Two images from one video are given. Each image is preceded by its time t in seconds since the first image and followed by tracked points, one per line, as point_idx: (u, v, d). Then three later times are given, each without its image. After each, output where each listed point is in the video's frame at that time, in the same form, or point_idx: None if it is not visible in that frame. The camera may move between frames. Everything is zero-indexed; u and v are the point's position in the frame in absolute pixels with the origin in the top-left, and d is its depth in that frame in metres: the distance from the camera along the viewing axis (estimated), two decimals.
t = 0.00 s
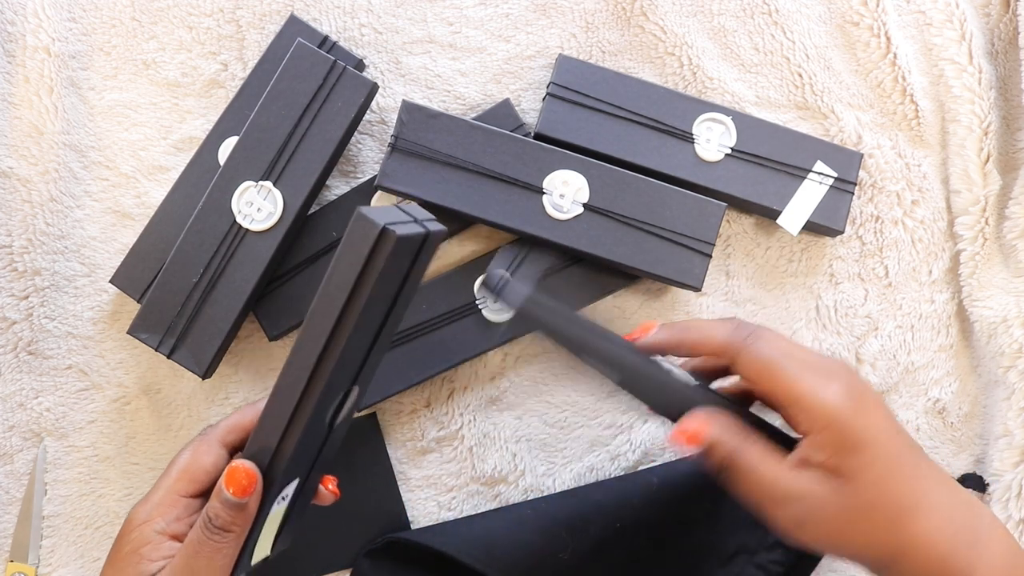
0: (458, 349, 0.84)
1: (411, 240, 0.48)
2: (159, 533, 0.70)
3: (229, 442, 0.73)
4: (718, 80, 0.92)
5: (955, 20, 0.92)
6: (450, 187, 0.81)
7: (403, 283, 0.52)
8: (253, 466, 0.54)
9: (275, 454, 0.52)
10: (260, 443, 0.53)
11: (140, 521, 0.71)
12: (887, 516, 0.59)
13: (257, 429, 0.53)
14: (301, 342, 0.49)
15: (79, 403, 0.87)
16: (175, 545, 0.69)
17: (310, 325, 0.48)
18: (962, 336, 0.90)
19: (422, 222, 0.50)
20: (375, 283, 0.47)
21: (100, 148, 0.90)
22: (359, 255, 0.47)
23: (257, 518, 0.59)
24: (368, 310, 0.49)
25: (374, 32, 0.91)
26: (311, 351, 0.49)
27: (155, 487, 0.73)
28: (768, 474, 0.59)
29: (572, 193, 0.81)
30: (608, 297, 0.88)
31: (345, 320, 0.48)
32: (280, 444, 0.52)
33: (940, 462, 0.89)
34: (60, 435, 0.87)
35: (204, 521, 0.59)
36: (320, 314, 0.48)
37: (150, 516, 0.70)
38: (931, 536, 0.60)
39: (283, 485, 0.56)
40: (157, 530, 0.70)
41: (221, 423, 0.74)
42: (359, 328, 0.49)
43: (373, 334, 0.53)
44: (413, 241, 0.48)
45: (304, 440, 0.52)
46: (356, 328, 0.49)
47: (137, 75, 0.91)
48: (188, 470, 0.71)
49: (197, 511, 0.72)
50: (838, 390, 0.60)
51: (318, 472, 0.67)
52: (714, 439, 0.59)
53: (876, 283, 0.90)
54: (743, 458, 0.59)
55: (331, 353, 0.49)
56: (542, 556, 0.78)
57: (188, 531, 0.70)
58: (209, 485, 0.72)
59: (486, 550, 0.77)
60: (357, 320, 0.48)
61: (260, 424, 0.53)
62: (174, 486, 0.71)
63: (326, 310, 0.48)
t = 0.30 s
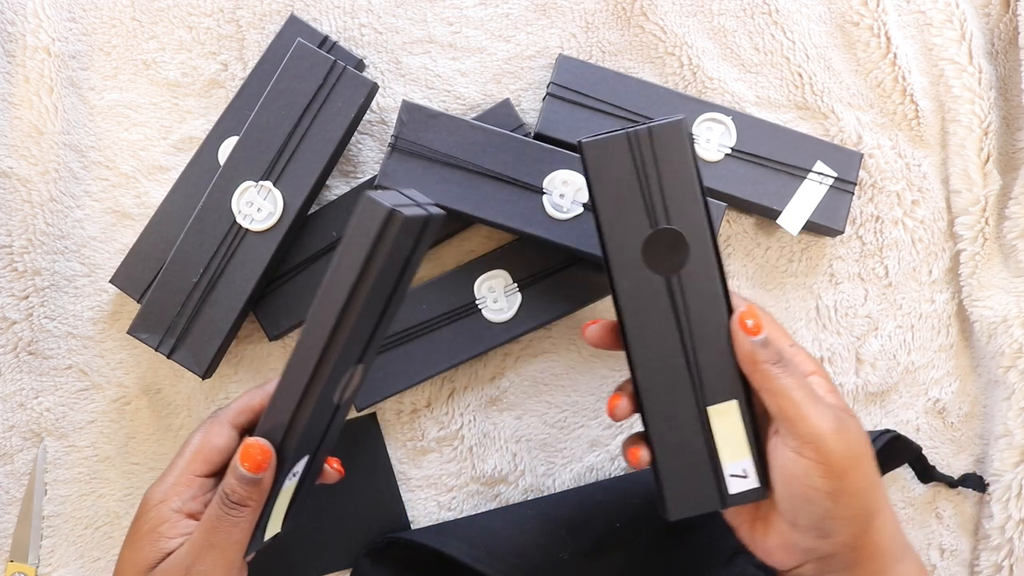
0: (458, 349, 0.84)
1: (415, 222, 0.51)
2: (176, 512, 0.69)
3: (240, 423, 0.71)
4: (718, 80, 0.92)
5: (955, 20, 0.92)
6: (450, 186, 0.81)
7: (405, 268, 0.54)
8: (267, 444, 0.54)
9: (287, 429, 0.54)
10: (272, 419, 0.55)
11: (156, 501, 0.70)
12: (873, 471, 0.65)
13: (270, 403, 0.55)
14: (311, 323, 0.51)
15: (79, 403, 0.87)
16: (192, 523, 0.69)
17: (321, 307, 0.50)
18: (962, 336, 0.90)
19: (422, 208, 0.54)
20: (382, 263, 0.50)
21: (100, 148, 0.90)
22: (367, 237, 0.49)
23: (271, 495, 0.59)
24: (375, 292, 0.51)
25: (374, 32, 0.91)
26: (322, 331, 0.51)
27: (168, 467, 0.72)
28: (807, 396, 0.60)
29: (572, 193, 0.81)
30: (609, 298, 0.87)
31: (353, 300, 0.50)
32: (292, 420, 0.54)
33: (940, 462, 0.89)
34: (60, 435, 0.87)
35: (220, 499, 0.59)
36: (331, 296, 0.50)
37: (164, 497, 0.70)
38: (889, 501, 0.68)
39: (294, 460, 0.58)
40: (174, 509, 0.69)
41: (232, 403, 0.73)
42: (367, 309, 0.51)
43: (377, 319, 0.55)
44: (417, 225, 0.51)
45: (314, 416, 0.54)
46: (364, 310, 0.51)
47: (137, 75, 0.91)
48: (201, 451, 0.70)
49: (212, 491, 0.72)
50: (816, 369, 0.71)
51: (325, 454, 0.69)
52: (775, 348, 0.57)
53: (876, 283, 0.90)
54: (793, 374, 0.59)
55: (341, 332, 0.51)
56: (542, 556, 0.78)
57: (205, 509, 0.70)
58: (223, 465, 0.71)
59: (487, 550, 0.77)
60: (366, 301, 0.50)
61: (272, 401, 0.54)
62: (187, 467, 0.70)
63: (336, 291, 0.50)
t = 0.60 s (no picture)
0: (458, 349, 0.84)
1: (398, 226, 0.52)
2: (160, 523, 0.69)
3: (225, 432, 0.72)
4: (718, 80, 0.92)
5: (955, 20, 0.92)
6: (451, 187, 0.81)
7: (387, 271, 0.55)
8: (251, 453, 0.54)
9: (272, 440, 0.54)
10: (258, 430, 0.54)
11: (140, 512, 0.70)
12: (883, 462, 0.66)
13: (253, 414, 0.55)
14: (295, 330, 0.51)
15: (79, 403, 0.87)
16: (177, 533, 0.69)
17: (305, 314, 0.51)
18: (962, 336, 0.90)
19: (406, 211, 0.54)
20: (365, 270, 0.50)
21: (101, 148, 0.90)
22: (348, 244, 0.50)
23: (256, 505, 0.58)
24: (357, 298, 0.52)
25: (374, 32, 0.91)
26: (304, 339, 0.51)
27: (153, 478, 0.72)
28: (823, 381, 0.60)
29: (572, 193, 0.81)
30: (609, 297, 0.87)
31: (336, 308, 0.50)
32: (277, 429, 0.54)
33: (940, 462, 0.89)
34: (60, 435, 0.87)
35: (204, 511, 0.58)
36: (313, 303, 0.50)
37: (150, 508, 0.70)
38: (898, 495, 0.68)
39: (280, 471, 0.58)
40: (159, 520, 0.69)
41: (215, 412, 0.73)
42: (350, 314, 0.52)
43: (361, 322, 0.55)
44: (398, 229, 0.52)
45: (298, 425, 0.55)
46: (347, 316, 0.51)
47: (137, 75, 0.91)
48: (186, 461, 0.71)
49: (196, 500, 0.72)
50: (827, 360, 0.71)
51: (310, 462, 0.69)
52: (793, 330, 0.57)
53: (876, 283, 0.90)
54: (810, 357, 0.59)
55: (324, 340, 0.51)
56: (543, 556, 0.78)
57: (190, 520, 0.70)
58: (208, 474, 0.72)
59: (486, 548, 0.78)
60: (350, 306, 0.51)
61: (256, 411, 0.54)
62: (171, 477, 0.71)
63: (319, 297, 0.50)
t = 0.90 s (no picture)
0: (458, 349, 0.84)
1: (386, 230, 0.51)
2: (148, 529, 0.69)
3: (213, 438, 0.72)
4: (718, 80, 0.92)
5: (955, 20, 0.92)
6: (451, 187, 0.81)
7: (375, 276, 0.54)
8: (239, 458, 0.54)
9: (260, 445, 0.54)
10: (246, 436, 0.54)
11: (128, 517, 0.69)
12: (922, 464, 0.63)
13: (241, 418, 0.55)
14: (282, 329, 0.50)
15: (79, 403, 0.87)
16: (164, 539, 0.69)
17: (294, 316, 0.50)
18: (962, 336, 0.90)
19: (394, 214, 0.54)
20: (352, 274, 0.49)
21: (101, 148, 0.90)
22: (335, 249, 0.49)
23: (244, 512, 0.58)
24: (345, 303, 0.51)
25: (374, 32, 0.91)
26: (292, 342, 0.50)
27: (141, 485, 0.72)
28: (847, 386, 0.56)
29: (572, 193, 0.81)
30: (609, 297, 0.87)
31: (324, 311, 0.50)
32: (265, 435, 0.53)
33: (940, 462, 0.89)
34: (60, 435, 0.87)
35: (192, 517, 0.58)
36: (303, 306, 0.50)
37: (137, 513, 0.69)
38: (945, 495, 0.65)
39: (269, 475, 0.58)
40: (146, 526, 0.69)
41: (203, 418, 0.73)
42: (337, 320, 0.51)
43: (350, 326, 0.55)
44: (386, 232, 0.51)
45: (285, 431, 0.54)
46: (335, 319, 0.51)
47: (137, 75, 0.91)
48: (173, 467, 0.71)
49: (184, 507, 0.71)
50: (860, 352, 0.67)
51: (300, 468, 0.69)
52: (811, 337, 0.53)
53: (876, 283, 0.90)
54: (834, 364, 0.56)
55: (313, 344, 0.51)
56: (543, 555, 0.78)
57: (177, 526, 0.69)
58: (195, 481, 0.72)
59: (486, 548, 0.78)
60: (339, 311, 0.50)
61: (245, 416, 0.54)
62: (159, 483, 0.70)
63: (306, 302, 0.50)
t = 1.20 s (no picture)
0: (458, 349, 0.84)
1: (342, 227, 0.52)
2: (115, 539, 0.68)
3: (180, 444, 0.71)
4: (718, 80, 0.92)
5: (955, 20, 0.92)
6: (451, 187, 0.81)
7: (334, 275, 0.55)
8: (202, 465, 0.54)
9: (223, 448, 0.54)
10: (209, 441, 0.55)
11: (94, 527, 0.68)
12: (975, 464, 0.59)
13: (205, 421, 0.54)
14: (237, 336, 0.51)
15: (79, 403, 0.87)
16: (132, 549, 0.68)
17: (249, 322, 0.51)
18: (961, 336, 0.90)
19: (351, 211, 0.55)
20: (307, 272, 0.50)
21: (100, 148, 0.90)
22: (289, 247, 0.49)
23: (211, 519, 0.58)
24: (302, 302, 0.51)
25: (374, 32, 0.91)
26: (250, 343, 0.51)
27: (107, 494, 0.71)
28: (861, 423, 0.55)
29: (572, 193, 0.81)
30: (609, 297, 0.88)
31: (279, 313, 0.50)
32: (228, 437, 0.54)
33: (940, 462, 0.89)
34: (60, 435, 0.87)
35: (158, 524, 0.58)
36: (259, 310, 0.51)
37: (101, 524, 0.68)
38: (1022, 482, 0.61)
39: (236, 480, 0.57)
40: (113, 536, 0.68)
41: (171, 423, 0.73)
42: (295, 318, 0.51)
43: (310, 328, 0.55)
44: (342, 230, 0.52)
45: (249, 432, 0.54)
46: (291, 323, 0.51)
47: (137, 75, 0.91)
48: (139, 474, 0.70)
49: (150, 515, 0.71)
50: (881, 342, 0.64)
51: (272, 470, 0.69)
52: (804, 404, 0.52)
53: (876, 283, 0.90)
54: (837, 419, 0.53)
55: (270, 346, 0.51)
56: (543, 555, 0.78)
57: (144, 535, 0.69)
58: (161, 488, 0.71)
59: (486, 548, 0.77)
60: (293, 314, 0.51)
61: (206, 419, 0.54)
62: (124, 491, 0.69)
63: (263, 301, 0.50)
